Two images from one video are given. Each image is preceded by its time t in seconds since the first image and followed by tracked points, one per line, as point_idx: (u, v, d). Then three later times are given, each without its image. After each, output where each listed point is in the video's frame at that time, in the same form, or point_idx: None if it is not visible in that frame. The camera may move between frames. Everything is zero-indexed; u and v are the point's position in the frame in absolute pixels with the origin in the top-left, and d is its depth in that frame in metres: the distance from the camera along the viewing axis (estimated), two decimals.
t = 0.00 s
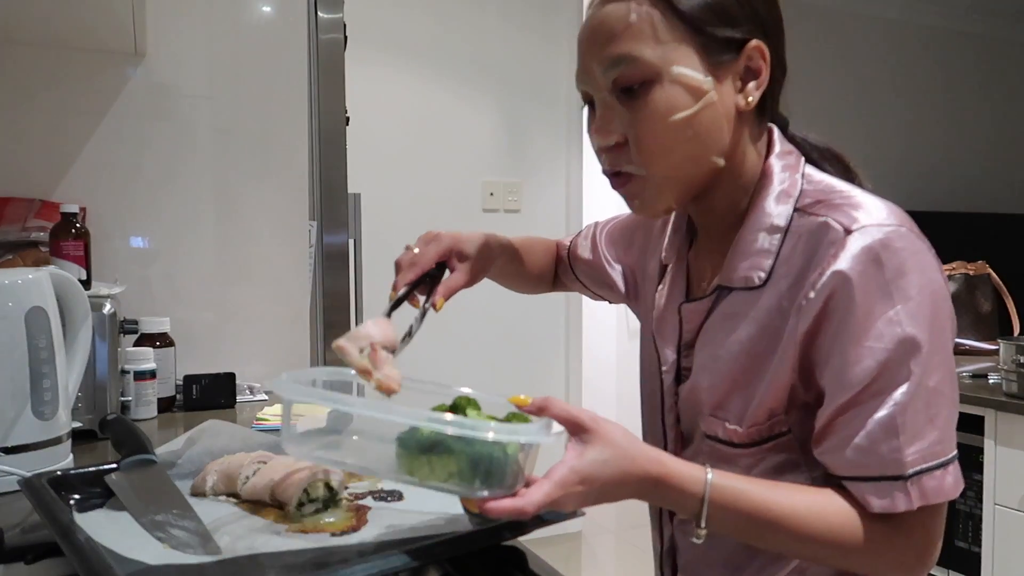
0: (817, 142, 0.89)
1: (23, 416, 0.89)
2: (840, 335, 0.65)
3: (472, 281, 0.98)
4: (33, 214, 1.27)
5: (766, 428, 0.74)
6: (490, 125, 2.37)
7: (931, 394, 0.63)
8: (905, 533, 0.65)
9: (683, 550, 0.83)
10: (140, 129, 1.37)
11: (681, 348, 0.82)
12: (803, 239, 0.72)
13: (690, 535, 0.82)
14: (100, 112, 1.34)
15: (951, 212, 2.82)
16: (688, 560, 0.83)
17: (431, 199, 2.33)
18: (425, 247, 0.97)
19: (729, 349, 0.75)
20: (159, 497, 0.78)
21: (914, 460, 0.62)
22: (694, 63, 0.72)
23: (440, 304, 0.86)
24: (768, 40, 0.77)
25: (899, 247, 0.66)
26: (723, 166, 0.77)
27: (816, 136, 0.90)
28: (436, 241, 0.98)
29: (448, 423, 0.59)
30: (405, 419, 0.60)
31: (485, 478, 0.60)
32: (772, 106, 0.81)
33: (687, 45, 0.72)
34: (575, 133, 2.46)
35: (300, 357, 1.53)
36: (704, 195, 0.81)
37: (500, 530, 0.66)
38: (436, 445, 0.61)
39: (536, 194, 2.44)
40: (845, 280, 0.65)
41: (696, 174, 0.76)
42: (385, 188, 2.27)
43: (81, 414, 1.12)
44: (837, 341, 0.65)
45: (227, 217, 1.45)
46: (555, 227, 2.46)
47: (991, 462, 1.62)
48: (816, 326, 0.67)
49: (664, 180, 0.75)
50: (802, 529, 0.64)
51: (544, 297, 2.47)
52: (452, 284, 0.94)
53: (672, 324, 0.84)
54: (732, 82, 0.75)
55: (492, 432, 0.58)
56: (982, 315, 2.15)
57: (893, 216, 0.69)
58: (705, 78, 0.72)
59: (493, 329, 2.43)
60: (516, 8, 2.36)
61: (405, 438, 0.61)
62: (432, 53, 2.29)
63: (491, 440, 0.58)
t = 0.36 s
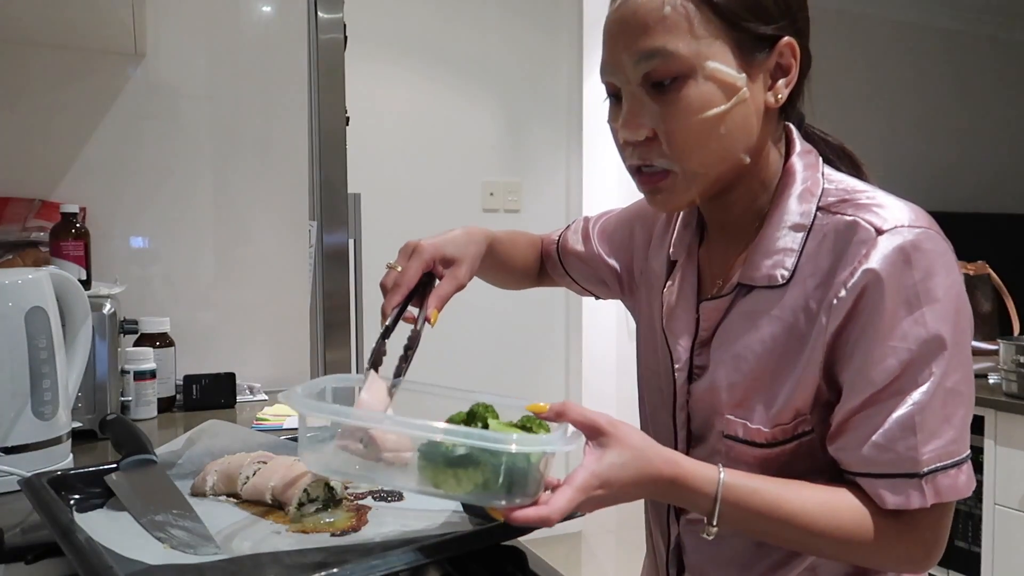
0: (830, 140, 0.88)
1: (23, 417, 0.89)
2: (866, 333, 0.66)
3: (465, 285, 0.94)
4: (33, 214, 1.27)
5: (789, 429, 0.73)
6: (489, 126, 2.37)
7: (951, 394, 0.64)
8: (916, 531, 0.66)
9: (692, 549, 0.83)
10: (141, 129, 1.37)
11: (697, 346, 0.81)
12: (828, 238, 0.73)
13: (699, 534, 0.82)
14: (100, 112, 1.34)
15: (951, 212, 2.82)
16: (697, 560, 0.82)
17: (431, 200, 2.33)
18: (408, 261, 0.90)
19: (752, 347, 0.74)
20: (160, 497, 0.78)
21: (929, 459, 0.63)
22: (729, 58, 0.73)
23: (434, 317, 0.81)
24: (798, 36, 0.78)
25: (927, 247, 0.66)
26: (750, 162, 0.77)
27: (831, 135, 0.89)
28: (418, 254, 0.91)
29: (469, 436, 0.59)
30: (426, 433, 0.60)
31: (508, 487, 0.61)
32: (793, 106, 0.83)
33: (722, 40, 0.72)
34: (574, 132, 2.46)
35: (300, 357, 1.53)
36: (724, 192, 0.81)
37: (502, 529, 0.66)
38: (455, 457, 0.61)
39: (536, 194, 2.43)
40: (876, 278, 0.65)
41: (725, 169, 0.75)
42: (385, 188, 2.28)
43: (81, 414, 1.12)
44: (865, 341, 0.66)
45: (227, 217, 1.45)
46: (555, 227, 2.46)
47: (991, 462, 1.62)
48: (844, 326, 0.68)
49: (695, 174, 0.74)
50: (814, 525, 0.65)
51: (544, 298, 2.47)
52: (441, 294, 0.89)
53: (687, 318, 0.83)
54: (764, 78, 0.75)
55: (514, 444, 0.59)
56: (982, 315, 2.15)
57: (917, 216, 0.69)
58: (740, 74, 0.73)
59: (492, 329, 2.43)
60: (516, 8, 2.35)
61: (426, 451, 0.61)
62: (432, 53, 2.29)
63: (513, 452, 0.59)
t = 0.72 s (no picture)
0: (832, 138, 0.88)
1: (23, 416, 0.89)
2: (867, 335, 0.65)
3: (471, 278, 0.90)
4: (34, 214, 1.27)
5: (789, 429, 0.74)
6: (489, 126, 2.37)
7: (951, 396, 0.64)
8: (920, 532, 0.66)
9: (688, 548, 0.83)
10: (141, 129, 1.37)
11: (697, 346, 0.81)
12: (829, 238, 0.73)
13: (696, 535, 0.82)
14: (100, 112, 1.34)
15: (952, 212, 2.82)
16: (693, 558, 0.82)
17: (430, 199, 2.33)
18: (411, 260, 0.88)
19: (753, 347, 0.74)
20: (160, 497, 0.78)
21: (932, 460, 0.63)
22: (728, 60, 0.73)
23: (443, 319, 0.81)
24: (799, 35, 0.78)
25: (930, 249, 0.66)
26: (752, 163, 0.77)
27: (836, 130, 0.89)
28: (423, 253, 0.88)
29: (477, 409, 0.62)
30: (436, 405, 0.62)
31: (513, 463, 0.63)
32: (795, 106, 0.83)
33: (721, 42, 0.72)
34: (574, 132, 2.46)
35: (300, 356, 1.53)
36: (725, 192, 0.81)
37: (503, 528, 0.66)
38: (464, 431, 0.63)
39: (536, 194, 2.43)
40: (878, 280, 0.65)
41: (726, 171, 0.76)
42: (385, 188, 2.28)
43: (81, 414, 1.12)
44: (868, 342, 0.65)
45: (227, 217, 1.45)
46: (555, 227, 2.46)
47: (991, 462, 1.62)
48: (846, 327, 0.68)
49: (695, 176, 0.75)
50: (817, 522, 0.65)
51: (544, 298, 2.47)
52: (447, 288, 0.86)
53: (687, 318, 0.83)
54: (764, 77, 0.75)
55: (520, 417, 0.61)
56: (982, 315, 2.15)
57: (919, 218, 0.69)
58: (740, 76, 0.73)
59: (492, 328, 2.44)
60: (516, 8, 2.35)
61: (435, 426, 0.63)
62: (432, 54, 2.29)
63: (520, 425, 0.61)
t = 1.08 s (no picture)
0: (838, 138, 0.88)
1: (23, 416, 0.89)
2: (866, 334, 0.65)
3: (476, 285, 0.90)
4: (34, 214, 1.27)
5: (788, 428, 0.74)
6: (490, 126, 2.37)
7: (946, 395, 0.64)
8: (913, 532, 0.66)
9: (682, 548, 0.83)
10: (141, 129, 1.37)
11: (696, 343, 0.81)
12: (829, 237, 0.73)
13: (690, 535, 0.82)
14: (100, 112, 1.34)
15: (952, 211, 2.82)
16: (687, 558, 0.82)
17: (430, 199, 2.33)
18: (415, 264, 0.88)
19: (752, 345, 0.74)
20: (160, 497, 0.78)
21: (926, 460, 0.63)
22: (722, 57, 0.72)
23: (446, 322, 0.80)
24: (798, 31, 0.77)
25: (929, 249, 0.66)
26: (747, 160, 0.77)
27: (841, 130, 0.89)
28: (427, 258, 0.87)
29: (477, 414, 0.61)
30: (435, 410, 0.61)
31: (509, 464, 0.62)
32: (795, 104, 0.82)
33: (716, 38, 0.72)
34: (575, 133, 2.45)
35: (299, 356, 1.53)
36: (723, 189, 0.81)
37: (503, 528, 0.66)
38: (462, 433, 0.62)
39: (537, 194, 2.43)
40: (878, 278, 0.65)
41: (720, 169, 0.76)
42: (385, 188, 2.28)
43: (81, 414, 1.12)
44: (867, 341, 0.65)
45: (227, 217, 1.45)
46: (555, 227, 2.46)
47: (991, 461, 1.62)
48: (846, 325, 0.67)
49: (689, 171, 0.75)
50: (814, 518, 0.66)
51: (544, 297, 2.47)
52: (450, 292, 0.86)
53: (687, 316, 0.83)
54: (760, 76, 0.75)
55: (518, 420, 0.60)
56: (982, 315, 2.15)
57: (919, 218, 0.69)
58: (734, 72, 0.73)
59: (492, 328, 2.44)
60: (516, 8, 2.35)
61: (432, 428, 0.63)
62: (432, 54, 2.29)
63: (517, 427, 0.60)
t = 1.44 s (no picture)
0: (839, 132, 0.88)
1: (23, 416, 0.89)
2: (869, 340, 0.65)
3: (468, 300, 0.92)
4: (34, 214, 1.27)
5: (787, 428, 0.74)
6: (489, 126, 2.37)
7: (960, 401, 0.64)
8: (933, 532, 0.66)
9: (683, 550, 0.83)
10: (141, 129, 1.37)
11: (696, 345, 0.81)
12: (828, 238, 0.72)
13: (690, 538, 0.82)
14: (100, 113, 1.34)
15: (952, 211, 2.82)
16: (687, 561, 0.82)
17: (430, 199, 2.33)
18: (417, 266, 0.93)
19: (751, 348, 0.74)
20: (160, 498, 0.78)
21: (947, 466, 0.63)
22: (707, 59, 0.73)
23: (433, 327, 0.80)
24: (788, 28, 0.75)
25: (927, 253, 0.66)
26: (739, 159, 0.77)
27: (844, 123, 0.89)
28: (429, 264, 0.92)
29: (503, 456, 0.55)
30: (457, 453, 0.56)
31: (539, 506, 0.56)
32: (794, 98, 0.79)
33: (701, 40, 0.73)
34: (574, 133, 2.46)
35: (300, 356, 1.53)
36: (719, 189, 0.81)
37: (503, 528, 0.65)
38: (489, 476, 0.56)
39: (536, 193, 2.44)
40: (875, 286, 0.65)
41: (709, 169, 0.76)
42: (385, 188, 2.28)
43: (81, 414, 1.12)
44: (869, 344, 0.65)
45: (227, 217, 1.45)
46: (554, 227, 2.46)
47: (991, 461, 1.62)
48: (846, 328, 0.67)
49: (679, 172, 0.76)
50: (842, 530, 0.65)
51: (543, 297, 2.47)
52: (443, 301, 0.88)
53: (686, 317, 0.83)
54: (750, 77, 0.74)
55: (548, 461, 0.55)
56: (982, 315, 2.16)
57: (920, 222, 0.69)
58: (717, 74, 0.72)
59: (492, 328, 2.44)
60: (516, 7, 2.35)
61: (456, 473, 0.57)
62: (432, 54, 2.29)
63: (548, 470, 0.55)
